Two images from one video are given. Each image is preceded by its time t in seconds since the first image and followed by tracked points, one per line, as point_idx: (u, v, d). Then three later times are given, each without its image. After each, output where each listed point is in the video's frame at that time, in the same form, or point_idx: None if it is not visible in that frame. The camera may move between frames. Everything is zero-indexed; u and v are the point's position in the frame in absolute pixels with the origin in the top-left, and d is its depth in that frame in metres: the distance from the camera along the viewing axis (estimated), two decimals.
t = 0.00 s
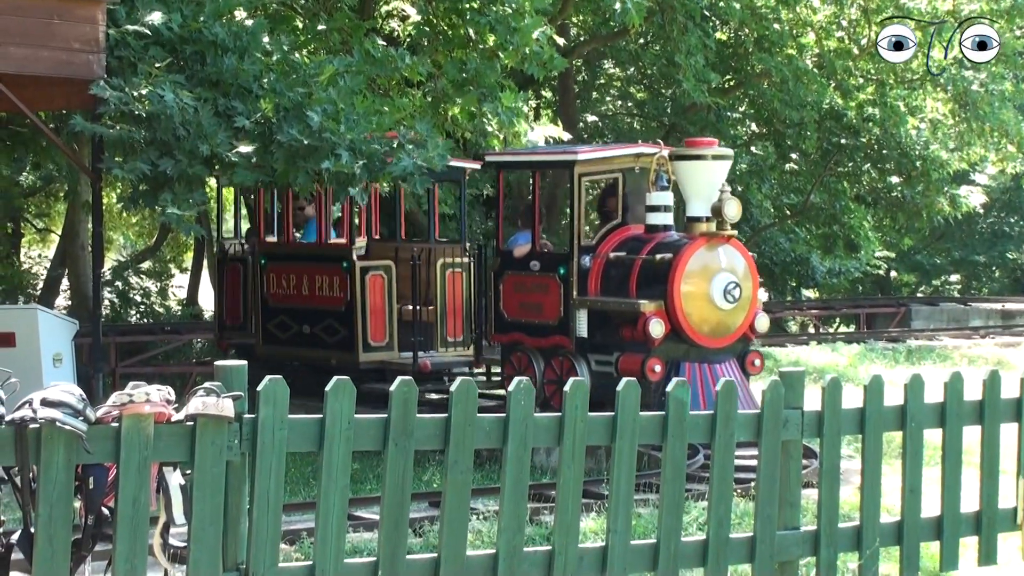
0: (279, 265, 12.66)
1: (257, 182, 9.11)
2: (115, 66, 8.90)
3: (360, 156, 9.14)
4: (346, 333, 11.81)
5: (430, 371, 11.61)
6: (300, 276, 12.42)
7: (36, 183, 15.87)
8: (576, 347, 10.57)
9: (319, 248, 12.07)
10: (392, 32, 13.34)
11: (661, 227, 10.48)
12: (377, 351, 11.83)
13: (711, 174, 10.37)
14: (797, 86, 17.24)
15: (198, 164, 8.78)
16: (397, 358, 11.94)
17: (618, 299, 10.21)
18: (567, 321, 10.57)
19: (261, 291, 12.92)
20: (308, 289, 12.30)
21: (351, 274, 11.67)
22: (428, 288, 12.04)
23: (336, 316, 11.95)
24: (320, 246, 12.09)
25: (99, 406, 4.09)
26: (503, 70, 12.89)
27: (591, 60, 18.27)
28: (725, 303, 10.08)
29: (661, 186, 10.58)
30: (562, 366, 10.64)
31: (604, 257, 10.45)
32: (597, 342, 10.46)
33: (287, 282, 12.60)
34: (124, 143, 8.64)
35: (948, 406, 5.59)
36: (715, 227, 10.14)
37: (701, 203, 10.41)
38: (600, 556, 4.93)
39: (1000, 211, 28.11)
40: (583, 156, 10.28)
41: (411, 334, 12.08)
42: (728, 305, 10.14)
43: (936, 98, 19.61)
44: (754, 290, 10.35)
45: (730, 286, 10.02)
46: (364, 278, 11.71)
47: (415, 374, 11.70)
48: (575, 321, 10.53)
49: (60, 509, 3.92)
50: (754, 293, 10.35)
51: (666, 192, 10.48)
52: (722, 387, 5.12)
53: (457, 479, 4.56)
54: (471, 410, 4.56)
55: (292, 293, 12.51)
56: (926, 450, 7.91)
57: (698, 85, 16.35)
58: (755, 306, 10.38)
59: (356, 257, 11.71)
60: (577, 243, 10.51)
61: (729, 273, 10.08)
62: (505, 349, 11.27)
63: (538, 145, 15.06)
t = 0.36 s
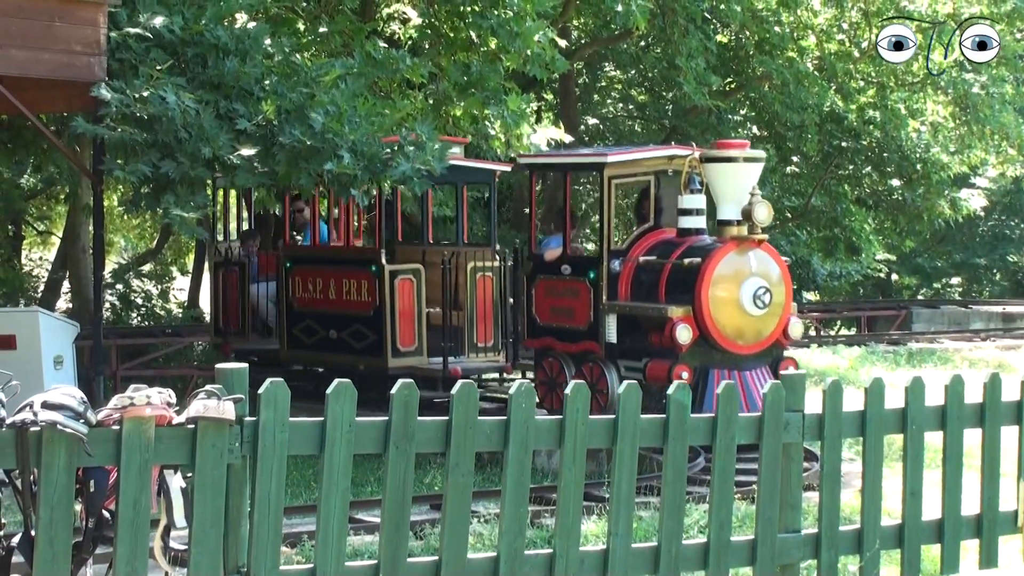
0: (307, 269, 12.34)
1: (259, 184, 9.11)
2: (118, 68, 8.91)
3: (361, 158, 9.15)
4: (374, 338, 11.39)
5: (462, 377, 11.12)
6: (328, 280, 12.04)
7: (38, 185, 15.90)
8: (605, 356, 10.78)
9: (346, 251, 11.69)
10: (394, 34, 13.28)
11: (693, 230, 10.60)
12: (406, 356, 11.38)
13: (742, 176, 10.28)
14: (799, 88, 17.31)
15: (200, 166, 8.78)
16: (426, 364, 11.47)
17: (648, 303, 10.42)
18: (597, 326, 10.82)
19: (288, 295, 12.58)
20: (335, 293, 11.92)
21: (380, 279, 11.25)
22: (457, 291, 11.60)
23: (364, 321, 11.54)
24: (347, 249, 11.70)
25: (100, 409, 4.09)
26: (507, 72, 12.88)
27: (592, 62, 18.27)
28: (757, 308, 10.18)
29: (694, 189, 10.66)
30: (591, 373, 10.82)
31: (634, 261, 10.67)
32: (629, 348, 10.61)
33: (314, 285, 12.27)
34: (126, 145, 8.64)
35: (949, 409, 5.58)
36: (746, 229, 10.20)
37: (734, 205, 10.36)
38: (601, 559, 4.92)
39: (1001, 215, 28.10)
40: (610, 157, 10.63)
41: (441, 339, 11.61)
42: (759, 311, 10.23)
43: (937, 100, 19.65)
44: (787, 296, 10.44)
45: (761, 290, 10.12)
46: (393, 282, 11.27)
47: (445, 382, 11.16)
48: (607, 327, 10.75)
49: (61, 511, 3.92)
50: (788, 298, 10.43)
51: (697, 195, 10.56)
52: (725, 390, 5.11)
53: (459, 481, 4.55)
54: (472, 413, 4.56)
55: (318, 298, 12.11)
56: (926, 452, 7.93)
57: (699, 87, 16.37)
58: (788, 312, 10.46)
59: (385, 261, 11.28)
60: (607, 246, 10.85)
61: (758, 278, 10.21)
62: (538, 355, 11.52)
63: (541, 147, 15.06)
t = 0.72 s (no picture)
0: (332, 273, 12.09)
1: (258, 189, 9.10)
2: (117, 73, 8.92)
3: (360, 162, 9.16)
4: (402, 344, 11.10)
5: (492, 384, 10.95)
6: (354, 285, 11.78)
7: (36, 190, 15.89)
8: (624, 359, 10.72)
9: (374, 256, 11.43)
10: (392, 38, 13.13)
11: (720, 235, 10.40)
12: (435, 364, 11.06)
13: (764, 179, 10.07)
14: (797, 92, 17.33)
15: (199, 170, 8.78)
16: (455, 371, 11.14)
17: (669, 310, 10.26)
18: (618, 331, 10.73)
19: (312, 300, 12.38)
20: (362, 299, 11.65)
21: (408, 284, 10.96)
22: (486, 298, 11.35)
23: (392, 328, 11.26)
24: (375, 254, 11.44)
25: (99, 414, 4.10)
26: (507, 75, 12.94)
27: (591, 66, 18.27)
28: (776, 315, 9.97)
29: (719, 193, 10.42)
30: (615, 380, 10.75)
31: (657, 266, 10.51)
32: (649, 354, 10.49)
33: (339, 291, 12.00)
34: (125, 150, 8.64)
35: (948, 412, 5.58)
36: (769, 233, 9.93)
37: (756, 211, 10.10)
38: (601, 563, 4.92)
39: (1000, 218, 28.13)
40: (632, 160, 10.50)
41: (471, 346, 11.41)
42: (779, 318, 10.01)
43: (936, 104, 19.68)
44: (812, 302, 10.19)
45: (780, 297, 9.91)
46: (421, 288, 11.00)
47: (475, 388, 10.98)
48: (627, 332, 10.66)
49: (61, 516, 3.92)
50: (812, 305, 10.18)
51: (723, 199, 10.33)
52: (725, 393, 5.11)
53: (458, 485, 4.55)
54: (471, 417, 4.55)
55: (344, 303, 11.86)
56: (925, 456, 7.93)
57: (699, 91, 16.39)
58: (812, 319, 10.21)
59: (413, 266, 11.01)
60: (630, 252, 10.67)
61: (779, 285, 9.96)
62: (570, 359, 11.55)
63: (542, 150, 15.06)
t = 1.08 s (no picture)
0: (355, 278, 11.82)
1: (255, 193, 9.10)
2: (113, 77, 8.92)
3: (357, 165, 9.16)
4: (431, 351, 10.78)
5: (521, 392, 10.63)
6: (381, 290, 11.48)
7: (32, 195, 15.86)
8: (643, 364, 10.32)
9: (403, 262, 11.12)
10: (389, 42, 13.19)
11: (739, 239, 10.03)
12: (464, 371, 10.72)
13: (778, 182, 9.57)
14: (794, 96, 17.35)
15: (196, 174, 8.77)
16: (484, 378, 10.81)
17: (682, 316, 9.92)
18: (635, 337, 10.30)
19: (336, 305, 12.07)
20: (388, 305, 11.33)
21: (436, 288, 10.66)
22: (515, 303, 11.02)
23: (419, 334, 10.94)
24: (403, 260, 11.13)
25: (96, 418, 4.09)
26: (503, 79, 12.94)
27: (589, 71, 18.28)
28: (782, 322, 9.62)
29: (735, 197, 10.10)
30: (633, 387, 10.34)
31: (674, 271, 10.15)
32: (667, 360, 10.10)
33: (364, 296, 11.72)
34: (121, 154, 8.63)
35: (945, 415, 5.58)
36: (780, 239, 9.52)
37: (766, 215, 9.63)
38: (599, 566, 4.92)
39: (996, 221, 28.18)
40: (648, 163, 10.06)
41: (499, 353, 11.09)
42: (787, 325, 9.66)
43: (933, 108, 19.75)
44: (824, 310, 9.84)
45: (787, 303, 9.59)
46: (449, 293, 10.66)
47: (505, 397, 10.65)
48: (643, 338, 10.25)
49: (58, 521, 3.91)
50: (825, 312, 9.82)
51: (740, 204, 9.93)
52: (721, 396, 5.11)
53: (456, 488, 4.55)
54: (469, 420, 4.56)
55: (371, 309, 11.59)
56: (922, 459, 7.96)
57: (695, 94, 16.42)
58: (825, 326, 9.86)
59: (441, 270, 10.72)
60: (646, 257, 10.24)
61: (786, 290, 9.62)
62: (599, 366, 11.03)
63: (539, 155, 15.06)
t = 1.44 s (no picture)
0: (380, 282, 11.40)
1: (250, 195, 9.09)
2: (108, 78, 8.91)
3: (351, 167, 9.17)
4: (458, 357, 10.53)
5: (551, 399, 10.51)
6: (407, 292, 11.10)
7: (28, 196, 15.84)
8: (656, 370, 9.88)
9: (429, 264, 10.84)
10: (385, 44, 13.21)
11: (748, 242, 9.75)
12: (492, 376, 10.51)
13: (773, 183, 9.11)
14: (790, 99, 17.31)
15: (191, 175, 8.76)
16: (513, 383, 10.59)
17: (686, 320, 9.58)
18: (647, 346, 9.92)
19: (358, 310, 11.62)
20: (415, 308, 11.02)
21: (465, 292, 10.42)
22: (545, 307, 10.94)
23: (447, 338, 10.63)
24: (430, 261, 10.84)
25: (91, 419, 4.08)
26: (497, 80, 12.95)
27: (584, 73, 18.28)
28: (778, 329, 9.25)
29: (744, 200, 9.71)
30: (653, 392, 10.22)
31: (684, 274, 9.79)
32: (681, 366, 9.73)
33: (390, 300, 11.29)
34: (117, 155, 8.63)
35: (941, 418, 5.59)
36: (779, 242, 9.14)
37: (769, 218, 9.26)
38: (594, 567, 4.92)
39: (991, 224, 28.24)
40: (655, 164, 9.71)
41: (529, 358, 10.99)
42: (783, 331, 9.28)
43: (928, 110, 19.80)
44: (825, 312, 9.45)
45: (782, 309, 9.21)
46: (478, 297, 10.44)
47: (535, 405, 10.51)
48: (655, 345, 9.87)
49: (54, 522, 3.90)
50: (828, 314, 9.43)
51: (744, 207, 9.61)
52: (717, 398, 5.12)
53: (451, 490, 4.55)
54: (464, 422, 4.56)
55: (396, 314, 11.21)
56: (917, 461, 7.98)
57: (691, 96, 16.45)
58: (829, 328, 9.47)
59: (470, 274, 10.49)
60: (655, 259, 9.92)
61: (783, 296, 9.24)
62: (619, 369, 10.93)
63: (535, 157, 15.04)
